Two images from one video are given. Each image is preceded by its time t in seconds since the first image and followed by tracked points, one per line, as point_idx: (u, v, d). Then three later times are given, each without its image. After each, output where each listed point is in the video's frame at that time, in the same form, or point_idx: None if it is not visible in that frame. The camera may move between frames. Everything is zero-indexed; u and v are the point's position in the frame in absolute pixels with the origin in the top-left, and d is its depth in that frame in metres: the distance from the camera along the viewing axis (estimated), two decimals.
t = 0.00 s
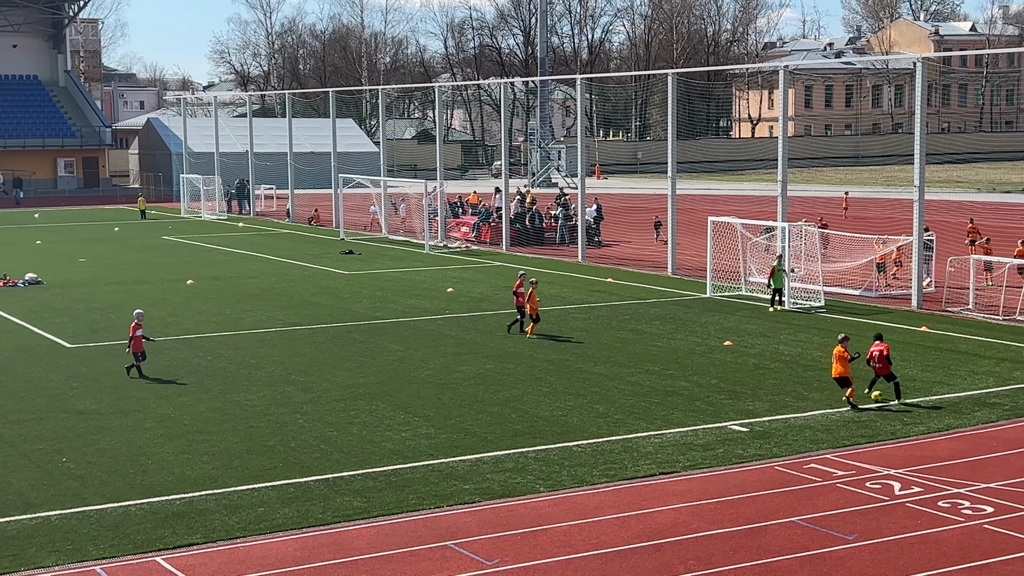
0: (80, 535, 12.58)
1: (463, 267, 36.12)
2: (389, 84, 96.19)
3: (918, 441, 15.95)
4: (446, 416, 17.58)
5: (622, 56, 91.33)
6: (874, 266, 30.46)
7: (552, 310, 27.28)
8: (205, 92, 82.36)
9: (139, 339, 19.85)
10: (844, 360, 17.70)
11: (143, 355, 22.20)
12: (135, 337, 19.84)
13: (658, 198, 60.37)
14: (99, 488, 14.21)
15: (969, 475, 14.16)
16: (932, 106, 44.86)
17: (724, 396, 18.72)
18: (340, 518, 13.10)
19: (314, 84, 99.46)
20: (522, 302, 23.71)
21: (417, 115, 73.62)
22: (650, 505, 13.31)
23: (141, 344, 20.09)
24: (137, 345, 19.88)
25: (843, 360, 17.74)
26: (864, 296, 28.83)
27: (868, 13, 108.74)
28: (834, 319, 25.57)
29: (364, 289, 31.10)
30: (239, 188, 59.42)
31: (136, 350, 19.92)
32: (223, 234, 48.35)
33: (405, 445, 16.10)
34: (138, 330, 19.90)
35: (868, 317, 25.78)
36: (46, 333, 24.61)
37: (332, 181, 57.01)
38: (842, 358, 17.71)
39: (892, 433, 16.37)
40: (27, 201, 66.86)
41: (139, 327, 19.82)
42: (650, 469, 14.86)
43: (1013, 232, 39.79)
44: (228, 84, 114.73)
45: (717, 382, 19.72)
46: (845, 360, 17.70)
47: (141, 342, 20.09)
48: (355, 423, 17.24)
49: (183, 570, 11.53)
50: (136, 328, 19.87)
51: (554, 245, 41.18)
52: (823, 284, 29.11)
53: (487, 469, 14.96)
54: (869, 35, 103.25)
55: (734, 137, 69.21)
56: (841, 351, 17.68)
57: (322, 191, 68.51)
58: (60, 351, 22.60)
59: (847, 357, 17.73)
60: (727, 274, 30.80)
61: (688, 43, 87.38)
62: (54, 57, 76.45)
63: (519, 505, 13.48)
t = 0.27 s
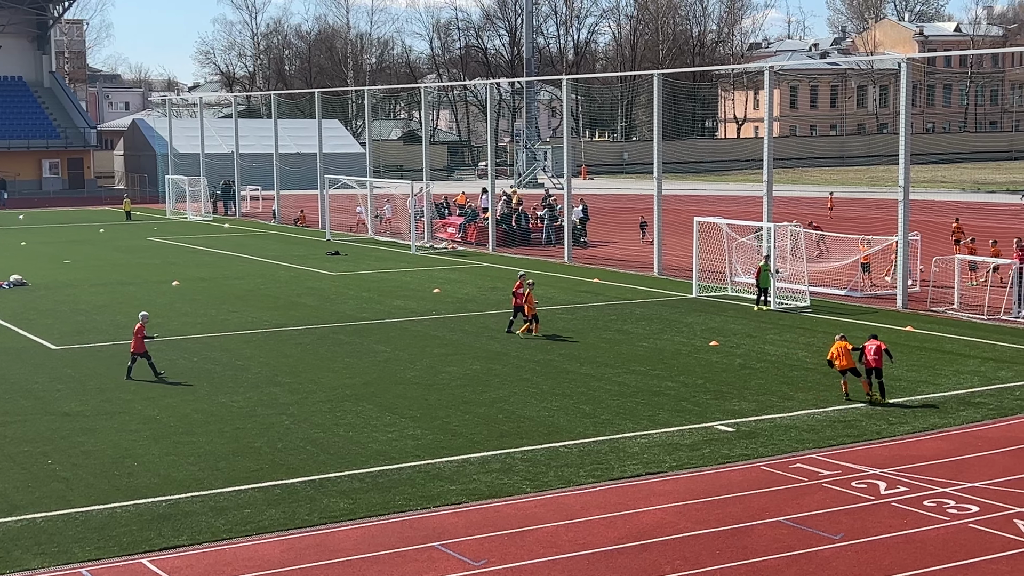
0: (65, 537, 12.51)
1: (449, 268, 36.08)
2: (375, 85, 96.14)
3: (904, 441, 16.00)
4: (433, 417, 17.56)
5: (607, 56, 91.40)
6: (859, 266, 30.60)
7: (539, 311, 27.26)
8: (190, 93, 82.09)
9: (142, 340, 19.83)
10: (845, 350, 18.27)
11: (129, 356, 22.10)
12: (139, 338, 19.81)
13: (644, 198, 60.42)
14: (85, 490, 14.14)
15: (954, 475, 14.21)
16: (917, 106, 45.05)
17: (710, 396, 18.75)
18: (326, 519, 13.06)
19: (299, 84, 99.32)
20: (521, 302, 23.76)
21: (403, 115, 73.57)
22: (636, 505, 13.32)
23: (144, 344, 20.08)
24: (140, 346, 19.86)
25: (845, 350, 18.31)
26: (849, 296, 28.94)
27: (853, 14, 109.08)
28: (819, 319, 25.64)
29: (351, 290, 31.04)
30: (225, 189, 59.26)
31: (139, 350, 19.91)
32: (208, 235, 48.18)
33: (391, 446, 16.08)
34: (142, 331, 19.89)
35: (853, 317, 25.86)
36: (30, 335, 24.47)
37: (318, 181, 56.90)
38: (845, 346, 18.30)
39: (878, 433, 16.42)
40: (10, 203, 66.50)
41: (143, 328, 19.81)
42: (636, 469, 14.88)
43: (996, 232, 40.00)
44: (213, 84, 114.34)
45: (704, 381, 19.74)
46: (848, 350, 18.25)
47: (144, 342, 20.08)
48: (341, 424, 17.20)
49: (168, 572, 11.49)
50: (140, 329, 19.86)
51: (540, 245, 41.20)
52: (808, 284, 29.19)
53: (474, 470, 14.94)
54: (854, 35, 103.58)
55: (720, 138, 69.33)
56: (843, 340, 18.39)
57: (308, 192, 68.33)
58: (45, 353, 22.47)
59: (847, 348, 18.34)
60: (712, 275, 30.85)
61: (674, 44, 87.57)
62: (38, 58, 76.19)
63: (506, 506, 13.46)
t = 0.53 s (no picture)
0: (56, 539, 12.47)
1: (440, 269, 36.04)
2: (366, 86, 96.10)
3: (895, 441, 16.03)
4: (424, 418, 17.54)
5: (598, 57, 91.44)
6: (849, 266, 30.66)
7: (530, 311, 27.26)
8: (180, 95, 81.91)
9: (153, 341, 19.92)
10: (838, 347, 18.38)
11: (119, 358, 22.03)
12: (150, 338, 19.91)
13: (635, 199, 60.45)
14: (76, 492, 14.09)
15: (945, 474, 14.24)
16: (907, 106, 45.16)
17: (702, 397, 18.77)
18: (318, 521, 13.03)
19: (290, 86, 99.26)
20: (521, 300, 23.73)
21: (394, 116, 73.54)
22: (628, 506, 13.32)
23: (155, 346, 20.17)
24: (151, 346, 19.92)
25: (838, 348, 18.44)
26: (840, 296, 29.01)
27: (843, 15, 109.33)
28: (811, 320, 25.67)
29: (342, 291, 31.00)
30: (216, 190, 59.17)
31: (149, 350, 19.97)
32: (199, 237, 48.07)
33: (383, 447, 16.06)
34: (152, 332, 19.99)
35: (844, 317, 25.90)
36: (20, 337, 24.38)
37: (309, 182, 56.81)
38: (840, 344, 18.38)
39: (870, 433, 16.45)
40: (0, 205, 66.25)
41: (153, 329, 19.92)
42: (628, 470, 14.88)
43: (985, 232, 40.12)
44: (204, 86, 114.11)
45: (695, 382, 19.76)
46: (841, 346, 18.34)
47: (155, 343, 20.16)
48: (333, 425, 17.17)
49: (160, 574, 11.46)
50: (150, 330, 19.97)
51: (531, 246, 41.22)
52: (799, 284, 29.26)
53: (466, 471, 14.93)
54: (844, 36, 103.81)
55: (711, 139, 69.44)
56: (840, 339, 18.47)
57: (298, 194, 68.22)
58: (34, 355, 22.39)
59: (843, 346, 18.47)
60: (703, 275, 30.90)
61: (665, 45, 87.71)
62: (28, 60, 76.09)
63: (498, 507, 13.46)
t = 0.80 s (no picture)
0: (48, 543, 12.43)
1: (432, 271, 36.02)
2: (358, 89, 96.07)
3: (887, 442, 16.06)
4: (417, 421, 17.52)
5: (590, 60, 91.53)
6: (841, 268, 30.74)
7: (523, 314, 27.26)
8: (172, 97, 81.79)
9: (164, 344, 19.84)
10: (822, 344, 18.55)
11: (111, 361, 21.98)
12: (161, 342, 19.84)
13: (627, 201, 60.48)
14: (68, 496, 14.05)
15: (937, 475, 14.27)
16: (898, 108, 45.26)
17: (694, 399, 18.78)
18: (310, 524, 13.01)
19: (282, 89, 99.25)
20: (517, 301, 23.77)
21: (386, 119, 73.50)
22: (620, 508, 13.32)
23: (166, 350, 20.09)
24: (162, 351, 19.86)
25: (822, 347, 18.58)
26: (832, 298, 29.06)
27: (835, 16, 109.58)
28: (802, 321, 25.73)
29: (334, 294, 30.97)
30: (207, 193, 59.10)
31: (161, 355, 19.91)
32: (191, 240, 47.99)
33: (376, 450, 16.04)
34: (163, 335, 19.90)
35: (836, 319, 25.96)
36: (11, 340, 24.31)
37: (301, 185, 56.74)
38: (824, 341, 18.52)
39: (862, 434, 16.48)
40: None
41: (163, 333, 19.85)
42: (621, 472, 14.89)
43: (976, 233, 40.23)
44: (196, 88, 114.03)
45: (687, 384, 19.78)
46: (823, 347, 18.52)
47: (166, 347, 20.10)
48: (325, 428, 17.14)
49: None
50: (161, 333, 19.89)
51: (524, 249, 41.21)
52: (792, 286, 29.27)
53: (458, 473, 14.92)
54: (835, 38, 104.01)
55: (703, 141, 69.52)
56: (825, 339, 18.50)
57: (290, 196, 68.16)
58: (26, 359, 22.33)
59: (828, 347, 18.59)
60: (695, 277, 30.90)
61: (657, 47, 87.84)
62: (19, 62, 76.09)
63: (491, 510, 13.44)
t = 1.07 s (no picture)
0: (39, 549, 12.37)
1: (424, 275, 35.98)
2: (349, 92, 95.99)
3: (879, 445, 16.07)
4: (409, 425, 17.49)
5: (581, 63, 91.63)
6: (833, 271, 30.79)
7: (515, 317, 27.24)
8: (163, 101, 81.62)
9: (172, 349, 19.75)
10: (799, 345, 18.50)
11: (102, 366, 21.90)
12: (169, 347, 19.73)
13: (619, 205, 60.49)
14: (59, 501, 13.99)
15: (929, 478, 14.29)
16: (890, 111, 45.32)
17: (687, 402, 18.78)
18: (302, 529, 12.97)
19: (273, 93, 99.18)
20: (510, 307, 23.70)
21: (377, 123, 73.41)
22: (613, 512, 13.30)
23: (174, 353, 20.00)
24: (170, 355, 19.77)
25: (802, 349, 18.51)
26: (824, 300, 29.10)
27: (826, 20, 109.79)
28: (794, 324, 25.77)
29: (326, 298, 30.92)
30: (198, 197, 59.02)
31: (169, 360, 19.83)
32: (183, 244, 47.89)
33: (368, 454, 16.00)
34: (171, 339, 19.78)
35: (827, 322, 26.01)
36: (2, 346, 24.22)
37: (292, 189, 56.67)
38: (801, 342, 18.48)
39: (854, 437, 16.49)
40: None
41: (171, 337, 19.71)
42: (613, 475, 14.87)
43: (967, 236, 40.33)
44: (187, 93, 113.89)
45: (679, 387, 19.78)
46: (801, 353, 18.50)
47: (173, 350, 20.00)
48: (317, 433, 17.10)
49: None
50: (168, 337, 19.77)
51: (515, 253, 41.19)
52: (783, 289, 29.29)
53: (450, 477, 14.89)
54: (826, 41, 104.24)
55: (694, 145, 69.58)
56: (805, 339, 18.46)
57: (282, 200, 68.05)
58: (16, 364, 22.25)
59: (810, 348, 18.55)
60: (687, 281, 30.88)
61: (648, 51, 87.96)
62: (10, 67, 76.04)
63: (483, 514, 13.42)
